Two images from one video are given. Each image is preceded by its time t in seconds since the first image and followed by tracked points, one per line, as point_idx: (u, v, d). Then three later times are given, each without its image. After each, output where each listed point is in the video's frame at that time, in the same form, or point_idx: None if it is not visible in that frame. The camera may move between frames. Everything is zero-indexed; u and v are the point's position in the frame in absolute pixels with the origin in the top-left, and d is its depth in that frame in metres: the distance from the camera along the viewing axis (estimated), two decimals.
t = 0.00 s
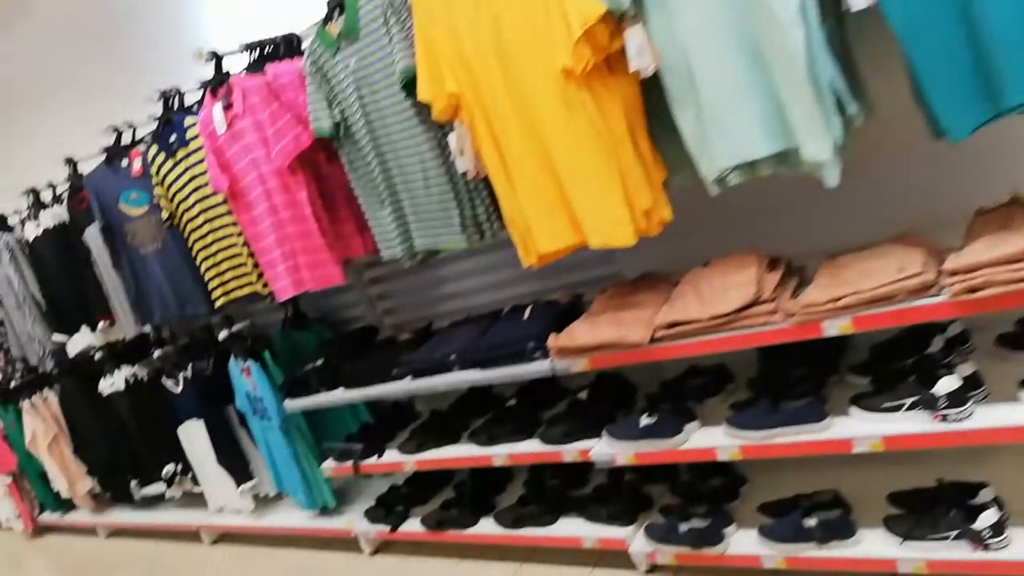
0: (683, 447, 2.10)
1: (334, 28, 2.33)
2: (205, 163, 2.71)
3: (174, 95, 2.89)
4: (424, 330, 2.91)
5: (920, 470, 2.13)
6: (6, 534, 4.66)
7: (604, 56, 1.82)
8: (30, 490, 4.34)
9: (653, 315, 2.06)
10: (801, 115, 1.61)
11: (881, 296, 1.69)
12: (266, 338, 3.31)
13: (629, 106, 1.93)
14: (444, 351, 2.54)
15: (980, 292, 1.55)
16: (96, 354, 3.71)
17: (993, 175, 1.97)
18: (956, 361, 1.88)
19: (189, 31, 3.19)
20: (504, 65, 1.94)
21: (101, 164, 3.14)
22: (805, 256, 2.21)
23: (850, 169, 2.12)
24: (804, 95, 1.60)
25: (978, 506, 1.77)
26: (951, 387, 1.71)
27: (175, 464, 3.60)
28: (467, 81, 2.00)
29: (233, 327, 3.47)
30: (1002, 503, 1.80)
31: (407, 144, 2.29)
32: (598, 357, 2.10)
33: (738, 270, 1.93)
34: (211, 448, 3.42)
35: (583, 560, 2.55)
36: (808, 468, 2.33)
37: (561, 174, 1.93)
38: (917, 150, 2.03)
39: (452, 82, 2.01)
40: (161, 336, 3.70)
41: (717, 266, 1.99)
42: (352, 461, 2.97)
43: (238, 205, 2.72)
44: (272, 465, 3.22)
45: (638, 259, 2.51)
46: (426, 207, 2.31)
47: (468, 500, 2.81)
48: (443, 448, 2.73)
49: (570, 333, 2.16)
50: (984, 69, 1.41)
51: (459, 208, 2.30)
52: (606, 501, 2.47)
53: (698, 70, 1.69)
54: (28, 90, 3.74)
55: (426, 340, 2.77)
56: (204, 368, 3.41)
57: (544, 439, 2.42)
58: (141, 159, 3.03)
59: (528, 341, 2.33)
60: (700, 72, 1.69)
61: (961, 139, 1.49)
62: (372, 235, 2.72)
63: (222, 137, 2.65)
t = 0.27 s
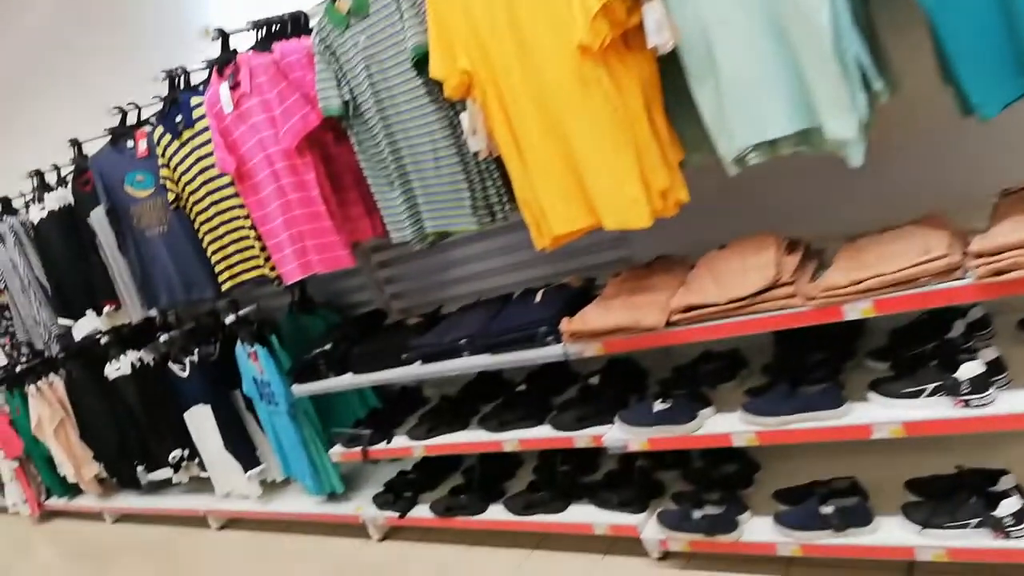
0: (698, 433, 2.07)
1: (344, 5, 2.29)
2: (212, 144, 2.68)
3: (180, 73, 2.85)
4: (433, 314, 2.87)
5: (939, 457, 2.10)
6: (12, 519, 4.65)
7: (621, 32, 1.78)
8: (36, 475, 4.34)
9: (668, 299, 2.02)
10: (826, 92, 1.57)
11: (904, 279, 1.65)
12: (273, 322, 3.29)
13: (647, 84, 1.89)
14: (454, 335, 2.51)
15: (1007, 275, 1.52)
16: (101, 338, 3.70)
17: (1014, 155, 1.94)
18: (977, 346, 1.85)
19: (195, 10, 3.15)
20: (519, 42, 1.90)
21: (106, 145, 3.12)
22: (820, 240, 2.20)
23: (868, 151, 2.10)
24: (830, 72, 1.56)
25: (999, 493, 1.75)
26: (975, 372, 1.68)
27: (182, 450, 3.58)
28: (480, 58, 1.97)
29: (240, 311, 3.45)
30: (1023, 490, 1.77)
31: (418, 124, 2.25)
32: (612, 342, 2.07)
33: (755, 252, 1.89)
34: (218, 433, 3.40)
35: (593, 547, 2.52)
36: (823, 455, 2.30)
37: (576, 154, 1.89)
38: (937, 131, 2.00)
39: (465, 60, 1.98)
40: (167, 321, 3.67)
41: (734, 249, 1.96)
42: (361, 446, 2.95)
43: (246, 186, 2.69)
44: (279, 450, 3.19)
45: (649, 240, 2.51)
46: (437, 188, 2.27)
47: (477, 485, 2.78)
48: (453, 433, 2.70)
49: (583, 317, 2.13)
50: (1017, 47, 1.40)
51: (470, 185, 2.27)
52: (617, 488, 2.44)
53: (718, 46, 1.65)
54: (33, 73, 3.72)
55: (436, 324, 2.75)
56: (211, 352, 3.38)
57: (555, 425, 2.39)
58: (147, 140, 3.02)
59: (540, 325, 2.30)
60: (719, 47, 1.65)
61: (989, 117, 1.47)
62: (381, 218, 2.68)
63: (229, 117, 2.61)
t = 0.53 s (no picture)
0: (722, 424, 2.03)
1: None
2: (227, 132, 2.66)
3: (194, 61, 2.77)
4: (451, 303, 2.84)
5: (969, 450, 2.06)
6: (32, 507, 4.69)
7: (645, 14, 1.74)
8: (56, 464, 4.38)
9: (692, 287, 1.98)
10: (858, 75, 1.52)
11: (938, 268, 1.61)
12: (289, 312, 3.28)
13: (671, 67, 1.85)
14: (472, 324, 2.48)
15: None
16: (119, 327, 3.73)
17: None
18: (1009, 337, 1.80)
19: None
20: (540, 25, 1.86)
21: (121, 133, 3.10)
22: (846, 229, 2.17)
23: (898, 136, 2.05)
24: (862, 54, 1.51)
25: None
26: (1010, 362, 1.63)
27: (200, 439, 3.58)
28: (500, 42, 1.93)
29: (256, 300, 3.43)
30: None
31: (435, 110, 2.21)
32: (634, 331, 2.04)
33: (782, 240, 1.85)
34: (236, 423, 3.40)
35: (614, 538, 2.49)
36: (849, 448, 2.26)
37: (598, 139, 1.84)
38: (969, 115, 1.94)
39: (485, 44, 1.94)
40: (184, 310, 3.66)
41: (760, 237, 1.91)
42: (379, 436, 2.92)
43: (262, 175, 2.68)
44: (297, 439, 3.17)
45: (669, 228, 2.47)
46: (454, 175, 2.24)
47: (496, 475, 2.76)
48: (472, 424, 2.67)
49: (605, 306, 2.10)
50: None
51: (489, 173, 2.23)
52: (637, 479, 2.41)
53: (746, 27, 1.61)
54: (48, 62, 3.70)
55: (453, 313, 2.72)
56: (228, 342, 3.40)
57: (575, 415, 2.36)
58: (163, 129, 3.01)
59: (560, 314, 2.26)
60: (746, 28, 1.61)
61: None
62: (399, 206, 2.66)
63: (245, 105, 2.59)
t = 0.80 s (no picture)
0: (746, 422, 1.98)
1: None
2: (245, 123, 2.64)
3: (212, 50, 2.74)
4: (468, 297, 2.81)
5: (1000, 451, 2.00)
6: (45, 501, 4.69)
7: None
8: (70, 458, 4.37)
9: (717, 281, 1.93)
10: (894, 58, 1.48)
11: (976, 260, 1.55)
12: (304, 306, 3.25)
13: (698, 55, 1.81)
14: (490, 318, 2.44)
15: None
16: (134, 321, 3.72)
17: None
18: None
19: None
20: (564, 10, 1.82)
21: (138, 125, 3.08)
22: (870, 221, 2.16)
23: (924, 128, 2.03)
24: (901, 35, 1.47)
25: None
26: None
27: (214, 434, 3.55)
28: (522, 28, 1.90)
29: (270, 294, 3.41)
30: None
31: (455, 99, 2.17)
32: (657, 326, 1.99)
33: (811, 232, 1.79)
34: (250, 418, 3.37)
35: (633, 538, 2.44)
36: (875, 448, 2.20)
37: (622, 127, 1.80)
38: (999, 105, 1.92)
39: (507, 31, 1.90)
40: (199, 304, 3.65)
41: (787, 229, 1.86)
42: (394, 432, 2.88)
43: (279, 166, 2.66)
44: (311, 434, 3.14)
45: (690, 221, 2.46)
46: (474, 166, 2.21)
47: (512, 473, 2.71)
48: (489, 420, 2.63)
49: (627, 300, 2.05)
50: None
51: (509, 164, 2.19)
52: (658, 478, 2.36)
53: (777, 10, 1.56)
54: (65, 54, 3.70)
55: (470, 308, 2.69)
56: (242, 336, 3.36)
57: (595, 412, 2.31)
58: (179, 120, 2.98)
59: (581, 308, 2.22)
60: (779, 11, 1.56)
61: None
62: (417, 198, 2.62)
63: (263, 95, 2.57)
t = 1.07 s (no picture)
0: (777, 426, 1.92)
1: None
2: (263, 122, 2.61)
3: (230, 49, 2.72)
4: (489, 297, 2.76)
5: None
6: (64, 501, 4.68)
7: None
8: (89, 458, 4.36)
9: (747, 281, 1.88)
10: (933, 51, 1.43)
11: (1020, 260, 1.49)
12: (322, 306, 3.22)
13: (727, 48, 1.77)
14: (511, 318, 2.39)
15: None
16: (152, 322, 3.70)
17: None
18: None
19: None
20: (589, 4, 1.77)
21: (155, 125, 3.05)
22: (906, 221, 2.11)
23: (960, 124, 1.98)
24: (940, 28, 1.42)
25: None
26: None
27: (232, 436, 3.52)
28: (546, 22, 1.85)
29: (288, 294, 3.39)
30: None
31: (476, 96, 2.13)
32: (685, 327, 1.94)
33: (845, 231, 1.74)
34: (268, 419, 3.34)
35: (657, 544, 2.39)
36: (909, 453, 2.14)
37: (649, 123, 1.75)
38: None
39: (531, 25, 1.86)
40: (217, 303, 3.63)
41: (820, 227, 1.80)
42: (414, 434, 2.84)
43: (298, 165, 2.64)
44: (329, 435, 3.11)
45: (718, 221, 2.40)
46: (496, 164, 2.16)
47: (534, 476, 2.66)
48: (510, 423, 2.58)
49: (653, 301, 2.00)
50: None
51: (531, 163, 2.14)
52: (683, 483, 2.31)
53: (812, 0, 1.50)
54: (83, 54, 3.68)
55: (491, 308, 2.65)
56: (261, 337, 3.32)
57: (619, 415, 2.26)
58: (197, 120, 2.93)
59: (605, 309, 2.17)
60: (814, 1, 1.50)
61: None
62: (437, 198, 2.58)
63: (281, 93, 2.55)
